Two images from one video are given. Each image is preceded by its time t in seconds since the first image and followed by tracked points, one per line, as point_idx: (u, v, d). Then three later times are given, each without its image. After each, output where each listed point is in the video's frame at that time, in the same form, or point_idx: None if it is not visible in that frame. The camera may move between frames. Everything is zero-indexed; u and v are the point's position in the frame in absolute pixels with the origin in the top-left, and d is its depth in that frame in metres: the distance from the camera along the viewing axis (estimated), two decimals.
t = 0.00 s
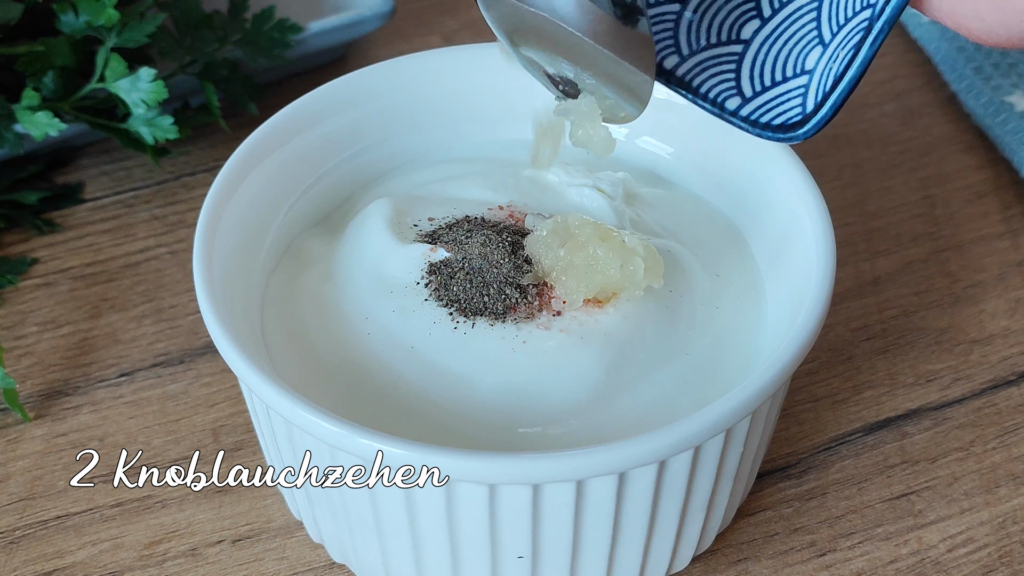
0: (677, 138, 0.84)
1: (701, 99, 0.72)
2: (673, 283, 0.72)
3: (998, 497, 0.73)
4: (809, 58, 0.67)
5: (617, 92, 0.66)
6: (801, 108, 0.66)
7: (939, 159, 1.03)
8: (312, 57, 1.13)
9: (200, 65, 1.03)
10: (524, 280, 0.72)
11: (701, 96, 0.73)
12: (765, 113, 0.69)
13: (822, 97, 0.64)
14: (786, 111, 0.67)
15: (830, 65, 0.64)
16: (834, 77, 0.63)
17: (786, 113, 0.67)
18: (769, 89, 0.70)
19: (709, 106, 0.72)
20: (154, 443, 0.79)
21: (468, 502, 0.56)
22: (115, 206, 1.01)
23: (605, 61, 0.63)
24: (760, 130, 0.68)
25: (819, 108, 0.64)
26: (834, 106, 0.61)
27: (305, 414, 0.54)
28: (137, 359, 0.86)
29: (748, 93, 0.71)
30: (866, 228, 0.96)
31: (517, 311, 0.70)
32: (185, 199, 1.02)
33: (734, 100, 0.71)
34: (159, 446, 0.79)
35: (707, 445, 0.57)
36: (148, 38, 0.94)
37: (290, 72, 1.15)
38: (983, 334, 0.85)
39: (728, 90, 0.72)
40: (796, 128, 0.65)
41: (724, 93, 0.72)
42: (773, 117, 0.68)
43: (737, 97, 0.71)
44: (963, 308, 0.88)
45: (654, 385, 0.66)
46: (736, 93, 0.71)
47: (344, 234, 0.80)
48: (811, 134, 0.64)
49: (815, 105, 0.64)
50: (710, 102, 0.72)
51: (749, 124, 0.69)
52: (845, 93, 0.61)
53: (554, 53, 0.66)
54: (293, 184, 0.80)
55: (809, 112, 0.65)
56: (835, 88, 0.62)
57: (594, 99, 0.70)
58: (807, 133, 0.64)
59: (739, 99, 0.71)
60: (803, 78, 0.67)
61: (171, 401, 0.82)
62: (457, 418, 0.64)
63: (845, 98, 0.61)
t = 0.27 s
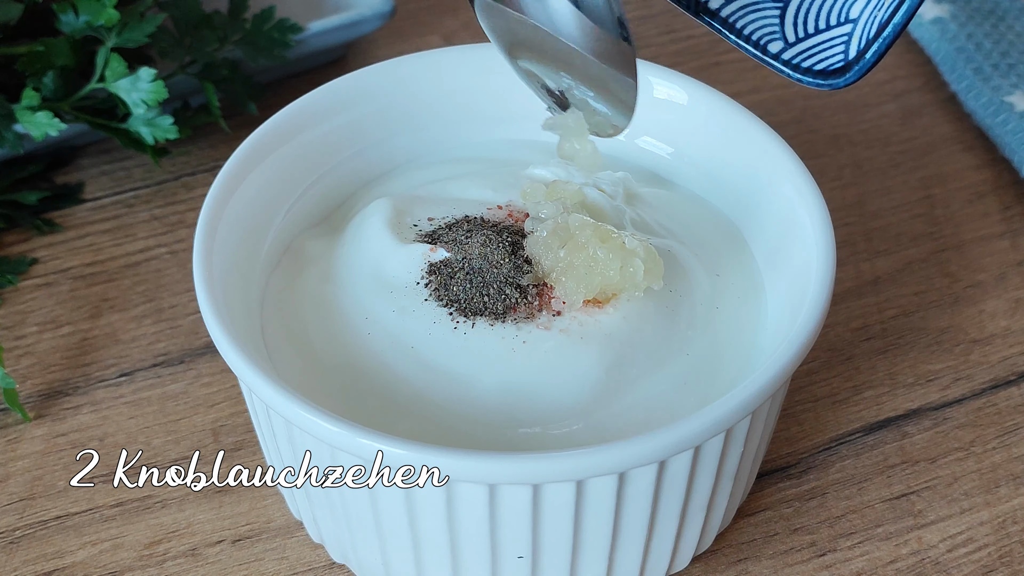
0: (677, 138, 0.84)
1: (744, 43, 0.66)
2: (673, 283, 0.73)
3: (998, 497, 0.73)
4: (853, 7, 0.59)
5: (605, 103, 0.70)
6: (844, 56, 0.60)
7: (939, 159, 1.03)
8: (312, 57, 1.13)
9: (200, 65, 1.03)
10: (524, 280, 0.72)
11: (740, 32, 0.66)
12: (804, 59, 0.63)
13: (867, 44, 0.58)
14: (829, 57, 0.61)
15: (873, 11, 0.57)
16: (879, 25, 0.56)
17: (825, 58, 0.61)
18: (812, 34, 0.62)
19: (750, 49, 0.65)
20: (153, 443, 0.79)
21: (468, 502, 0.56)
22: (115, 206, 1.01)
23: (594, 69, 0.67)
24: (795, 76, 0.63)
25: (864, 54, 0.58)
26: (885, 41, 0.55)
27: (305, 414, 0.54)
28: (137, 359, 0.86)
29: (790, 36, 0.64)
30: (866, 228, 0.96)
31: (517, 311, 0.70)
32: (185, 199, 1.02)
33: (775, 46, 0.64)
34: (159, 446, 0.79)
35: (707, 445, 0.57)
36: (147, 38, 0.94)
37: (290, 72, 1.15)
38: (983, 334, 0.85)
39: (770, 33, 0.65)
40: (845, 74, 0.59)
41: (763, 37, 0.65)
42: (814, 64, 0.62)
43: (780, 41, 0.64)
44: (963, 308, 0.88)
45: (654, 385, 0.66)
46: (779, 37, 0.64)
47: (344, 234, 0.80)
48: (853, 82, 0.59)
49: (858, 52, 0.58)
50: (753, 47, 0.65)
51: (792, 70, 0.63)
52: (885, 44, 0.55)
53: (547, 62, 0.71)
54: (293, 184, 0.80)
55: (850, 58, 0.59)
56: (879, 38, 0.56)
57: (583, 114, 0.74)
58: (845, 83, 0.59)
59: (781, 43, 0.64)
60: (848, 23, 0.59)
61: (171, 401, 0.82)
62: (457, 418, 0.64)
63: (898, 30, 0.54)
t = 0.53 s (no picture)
0: (678, 138, 0.84)
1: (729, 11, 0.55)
2: (673, 283, 0.72)
3: (998, 497, 0.73)
4: None
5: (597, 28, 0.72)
6: (836, 33, 0.53)
7: (938, 159, 1.03)
8: (312, 58, 1.13)
9: (200, 65, 1.03)
10: (524, 280, 0.72)
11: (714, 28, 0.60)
12: (799, 35, 0.54)
13: (862, 19, 0.51)
14: (820, 34, 0.53)
15: None
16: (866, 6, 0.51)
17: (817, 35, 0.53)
18: (805, 10, 0.54)
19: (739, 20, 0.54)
20: (153, 443, 0.79)
21: (468, 501, 0.56)
22: (115, 206, 1.01)
23: None
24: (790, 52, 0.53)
25: (859, 30, 0.50)
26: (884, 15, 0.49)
27: (305, 414, 0.54)
28: (137, 359, 0.86)
29: (783, 11, 0.55)
30: (866, 228, 0.96)
31: (517, 311, 0.70)
32: (185, 199, 1.02)
33: (765, 19, 0.55)
34: (159, 446, 0.79)
35: (707, 444, 0.57)
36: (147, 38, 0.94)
37: (290, 72, 1.15)
38: (983, 334, 0.85)
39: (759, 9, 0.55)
40: (834, 54, 0.52)
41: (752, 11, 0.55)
42: (805, 41, 0.54)
43: (770, 15, 0.55)
44: (963, 308, 0.88)
45: (654, 386, 0.66)
46: (769, 12, 0.55)
47: (344, 234, 0.80)
48: (845, 59, 0.51)
49: (852, 29, 0.51)
50: (742, 18, 0.54)
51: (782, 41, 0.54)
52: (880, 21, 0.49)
53: None
54: (293, 184, 0.80)
55: (843, 36, 0.52)
56: (874, 12, 0.50)
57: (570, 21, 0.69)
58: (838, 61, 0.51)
59: (772, 17, 0.55)
60: None
61: (171, 401, 0.82)
62: (457, 418, 0.64)
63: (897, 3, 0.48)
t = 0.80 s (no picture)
0: (678, 138, 0.84)
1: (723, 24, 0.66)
2: (673, 283, 0.72)
3: (998, 497, 0.73)
4: None
5: (655, 12, 0.66)
6: (821, 40, 0.63)
7: (939, 159, 1.03)
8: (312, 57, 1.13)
9: (200, 65, 1.03)
10: (524, 280, 0.72)
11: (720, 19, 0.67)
12: (781, 41, 0.65)
13: (847, 30, 0.60)
14: (806, 41, 0.64)
15: None
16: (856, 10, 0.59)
17: (802, 41, 0.64)
18: (790, 19, 0.65)
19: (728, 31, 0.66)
20: (153, 443, 0.79)
21: (468, 501, 0.56)
22: (115, 206, 1.01)
23: None
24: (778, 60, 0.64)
25: (844, 38, 0.59)
26: (868, 24, 0.57)
27: (305, 414, 0.54)
28: (137, 359, 0.86)
29: (766, 21, 0.67)
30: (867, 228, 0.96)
31: (517, 311, 0.70)
32: (185, 199, 1.02)
33: (750, 27, 0.66)
34: (159, 446, 0.79)
35: (707, 444, 0.57)
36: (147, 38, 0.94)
37: (290, 72, 1.15)
38: (983, 334, 0.85)
39: (745, 18, 0.67)
40: (820, 59, 0.61)
41: (740, 21, 0.67)
42: (790, 47, 0.65)
43: (755, 23, 0.67)
44: (963, 308, 0.88)
45: (654, 386, 0.66)
46: (755, 20, 0.67)
47: (344, 233, 0.80)
48: (830, 66, 0.60)
49: (837, 38, 0.61)
50: (732, 31, 0.66)
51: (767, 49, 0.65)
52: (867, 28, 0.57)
53: None
54: (293, 184, 0.80)
55: (827, 43, 0.62)
56: (860, 22, 0.58)
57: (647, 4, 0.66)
58: (822, 67, 0.61)
59: (757, 25, 0.66)
60: (825, 10, 0.63)
61: (171, 401, 0.82)
62: (457, 418, 0.64)
63: (881, 12, 0.56)
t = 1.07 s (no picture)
0: (678, 138, 0.84)
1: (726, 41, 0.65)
2: (673, 283, 0.72)
3: (998, 497, 0.73)
4: (836, 14, 0.62)
5: None
6: (826, 59, 0.61)
7: (939, 159, 1.03)
8: (312, 57, 1.13)
9: (200, 65, 1.03)
10: (524, 280, 0.72)
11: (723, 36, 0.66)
12: (785, 60, 0.64)
13: (852, 47, 0.59)
14: (809, 61, 0.63)
15: (859, 14, 0.60)
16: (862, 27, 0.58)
17: (806, 61, 0.63)
18: (795, 38, 0.65)
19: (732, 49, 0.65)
20: (153, 443, 0.79)
21: (468, 501, 0.56)
22: (115, 206, 1.01)
23: None
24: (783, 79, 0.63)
25: (847, 58, 0.58)
26: (870, 44, 0.56)
27: (305, 414, 0.54)
28: (137, 359, 0.86)
29: (772, 41, 0.66)
30: (866, 228, 0.96)
31: (517, 311, 0.70)
32: (185, 199, 1.02)
33: (755, 46, 0.66)
34: (159, 446, 0.79)
35: (707, 444, 0.57)
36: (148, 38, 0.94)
37: (290, 72, 1.15)
38: (983, 334, 0.85)
39: (749, 37, 0.66)
40: (825, 79, 0.60)
41: (743, 40, 0.66)
42: (795, 66, 0.64)
43: (759, 43, 0.66)
44: (963, 308, 0.88)
45: (654, 386, 0.66)
46: (759, 40, 0.66)
47: (344, 233, 0.80)
48: (833, 86, 0.59)
49: (841, 55, 0.60)
50: (733, 47, 0.65)
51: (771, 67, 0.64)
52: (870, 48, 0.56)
53: None
54: (293, 184, 0.80)
55: (832, 62, 0.60)
56: (864, 40, 0.57)
57: None
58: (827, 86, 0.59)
59: (761, 45, 0.65)
60: (829, 29, 0.62)
61: (171, 401, 0.82)
62: (457, 418, 0.64)
63: (886, 31, 0.55)
